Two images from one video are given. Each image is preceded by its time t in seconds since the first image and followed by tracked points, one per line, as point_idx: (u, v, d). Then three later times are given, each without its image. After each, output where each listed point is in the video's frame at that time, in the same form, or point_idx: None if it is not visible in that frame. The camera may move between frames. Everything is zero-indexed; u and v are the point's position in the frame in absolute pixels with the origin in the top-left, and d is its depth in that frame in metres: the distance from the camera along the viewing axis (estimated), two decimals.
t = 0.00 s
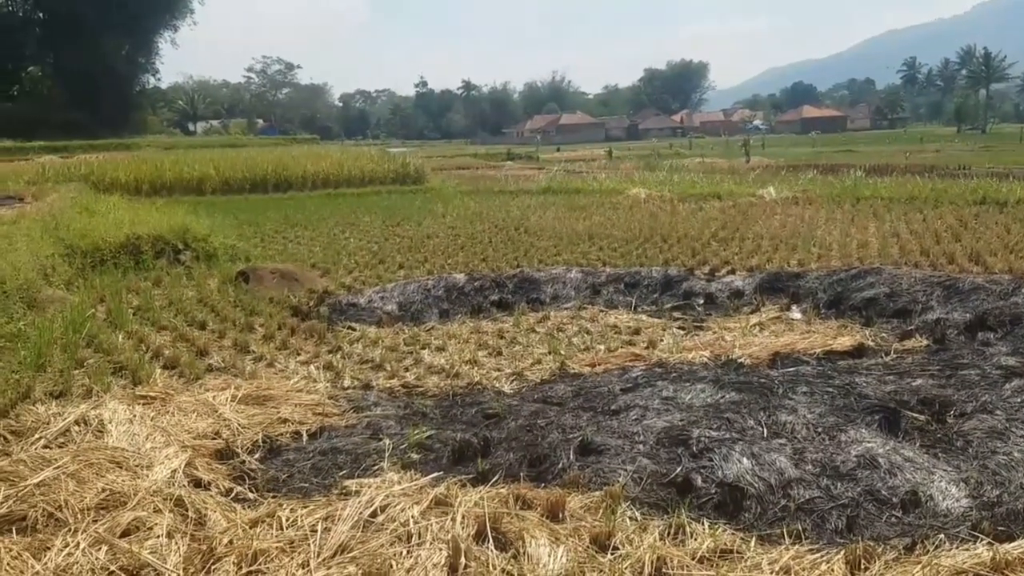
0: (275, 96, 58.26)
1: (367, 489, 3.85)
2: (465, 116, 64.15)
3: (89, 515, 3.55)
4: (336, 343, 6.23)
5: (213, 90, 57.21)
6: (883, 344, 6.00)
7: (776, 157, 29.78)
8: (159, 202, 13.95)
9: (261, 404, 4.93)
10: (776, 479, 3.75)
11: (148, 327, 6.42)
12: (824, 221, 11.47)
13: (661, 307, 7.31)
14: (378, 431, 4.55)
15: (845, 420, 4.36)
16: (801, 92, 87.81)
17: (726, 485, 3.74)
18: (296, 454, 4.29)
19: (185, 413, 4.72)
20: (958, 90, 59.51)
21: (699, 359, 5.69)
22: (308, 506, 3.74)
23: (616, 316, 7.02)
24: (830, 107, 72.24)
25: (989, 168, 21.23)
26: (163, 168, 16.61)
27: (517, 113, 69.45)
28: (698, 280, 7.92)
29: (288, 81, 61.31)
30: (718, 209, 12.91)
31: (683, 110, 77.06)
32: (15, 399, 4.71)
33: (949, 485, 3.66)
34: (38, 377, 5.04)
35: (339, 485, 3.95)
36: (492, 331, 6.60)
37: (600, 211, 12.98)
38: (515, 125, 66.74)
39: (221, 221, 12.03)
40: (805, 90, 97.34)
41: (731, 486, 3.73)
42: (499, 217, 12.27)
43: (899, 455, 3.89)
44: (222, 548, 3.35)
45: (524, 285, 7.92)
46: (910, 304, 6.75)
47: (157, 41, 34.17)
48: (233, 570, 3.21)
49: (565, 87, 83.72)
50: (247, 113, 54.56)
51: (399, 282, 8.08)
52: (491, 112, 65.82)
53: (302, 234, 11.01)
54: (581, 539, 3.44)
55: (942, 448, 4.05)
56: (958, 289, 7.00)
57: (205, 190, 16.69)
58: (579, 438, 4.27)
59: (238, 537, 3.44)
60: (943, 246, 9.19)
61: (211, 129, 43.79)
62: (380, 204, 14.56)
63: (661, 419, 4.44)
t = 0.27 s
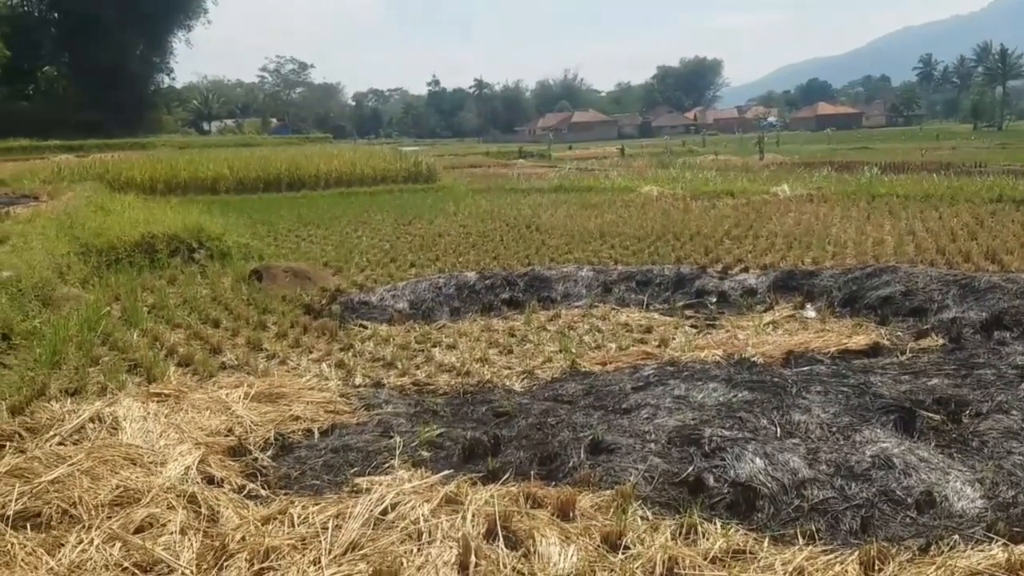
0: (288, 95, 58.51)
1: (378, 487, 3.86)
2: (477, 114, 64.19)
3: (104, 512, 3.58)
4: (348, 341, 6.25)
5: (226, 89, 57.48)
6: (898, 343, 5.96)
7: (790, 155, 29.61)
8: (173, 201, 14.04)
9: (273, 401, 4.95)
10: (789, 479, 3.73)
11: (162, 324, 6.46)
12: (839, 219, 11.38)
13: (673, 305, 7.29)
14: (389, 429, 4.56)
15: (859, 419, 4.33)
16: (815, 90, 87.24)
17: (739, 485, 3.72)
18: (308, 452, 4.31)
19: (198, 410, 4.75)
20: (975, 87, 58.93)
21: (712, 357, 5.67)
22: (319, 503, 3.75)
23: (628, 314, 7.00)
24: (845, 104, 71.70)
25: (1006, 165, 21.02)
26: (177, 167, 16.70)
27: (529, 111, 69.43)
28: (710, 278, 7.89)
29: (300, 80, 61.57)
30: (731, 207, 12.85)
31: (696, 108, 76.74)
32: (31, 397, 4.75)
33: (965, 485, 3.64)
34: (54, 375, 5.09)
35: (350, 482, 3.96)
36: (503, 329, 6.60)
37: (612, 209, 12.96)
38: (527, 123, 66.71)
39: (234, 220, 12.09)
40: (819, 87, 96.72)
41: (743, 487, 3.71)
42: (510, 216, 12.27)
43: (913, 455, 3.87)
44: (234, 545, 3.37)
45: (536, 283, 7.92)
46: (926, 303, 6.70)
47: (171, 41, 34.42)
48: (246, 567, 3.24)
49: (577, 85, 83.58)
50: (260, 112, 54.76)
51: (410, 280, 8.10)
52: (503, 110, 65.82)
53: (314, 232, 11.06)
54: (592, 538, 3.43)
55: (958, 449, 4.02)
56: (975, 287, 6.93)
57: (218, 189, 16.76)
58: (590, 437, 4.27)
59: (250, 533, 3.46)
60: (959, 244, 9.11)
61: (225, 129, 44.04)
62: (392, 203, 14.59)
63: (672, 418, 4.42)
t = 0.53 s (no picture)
0: (300, 94, 58.72)
1: (387, 486, 3.87)
2: (489, 113, 64.19)
3: (116, 509, 3.61)
4: (359, 341, 6.27)
5: (240, 89, 57.80)
6: (913, 343, 5.91)
7: (805, 153, 29.42)
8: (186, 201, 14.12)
9: (284, 400, 4.98)
10: (802, 480, 3.71)
11: (175, 323, 6.51)
12: (854, 218, 11.30)
13: (685, 305, 7.27)
14: (399, 428, 4.57)
15: (874, 421, 4.31)
16: (830, 87, 86.64)
17: (751, 486, 3.71)
18: (318, 450, 4.33)
19: (210, 408, 4.78)
20: (992, 85, 58.33)
21: (724, 358, 5.65)
22: (329, 502, 3.77)
23: (639, 314, 6.98)
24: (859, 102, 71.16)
25: None
26: (190, 167, 16.80)
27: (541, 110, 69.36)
28: (723, 278, 7.86)
29: (313, 79, 61.79)
30: (744, 206, 12.79)
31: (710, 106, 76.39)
32: (45, 394, 4.80)
33: (980, 487, 3.61)
34: (68, 373, 5.14)
35: (359, 482, 3.97)
36: (513, 329, 6.60)
37: (624, 208, 12.92)
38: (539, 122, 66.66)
39: (246, 219, 12.15)
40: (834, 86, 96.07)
41: (755, 488, 3.69)
42: (521, 215, 12.27)
43: (928, 457, 3.84)
44: (245, 543, 3.39)
45: (547, 282, 7.91)
46: (942, 303, 6.65)
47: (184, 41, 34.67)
48: (256, 565, 3.26)
49: (589, 84, 83.42)
50: (273, 112, 55.01)
51: (421, 279, 8.11)
52: (515, 109, 65.80)
53: (326, 231, 11.10)
54: (602, 539, 3.43)
55: (973, 451, 3.99)
56: (992, 287, 6.86)
57: (232, 189, 16.86)
58: (601, 437, 4.26)
59: (260, 531, 3.48)
60: (975, 243, 9.02)
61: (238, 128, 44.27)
62: (404, 202, 14.62)
63: (684, 419, 4.41)
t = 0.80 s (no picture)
0: (313, 94, 58.95)
1: (395, 486, 3.88)
2: (501, 113, 64.20)
3: (126, 506, 3.65)
4: (368, 341, 6.30)
5: (253, 90, 58.12)
6: (926, 347, 5.88)
7: (819, 155, 29.26)
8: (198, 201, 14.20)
9: (293, 400, 5.01)
10: (813, 485, 3.70)
11: (186, 322, 6.56)
12: (867, 221, 11.24)
13: (696, 307, 7.25)
14: (407, 429, 4.59)
15: (885, 425, 4.29)
16: (846, 89, 86.06)
17: (761, 490, 3.70)
18: (326, 450, 4.35)
19: (221, 407, 4.81)
20: (1009, 87, 57.83)
21: (733, 360, 5.63)
22: (337, 501, 3.79)
23: (649, 315, 6.98)
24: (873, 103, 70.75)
25: None
26: (203, 167, 16.91)
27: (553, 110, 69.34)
28: (734, 280, 7.83)
29: (325, 80, 62.07)
30: (756, 208, 12.75)
31: (723, 107, 76.12)
32: (58, 392, 4.85)
33: (992, 493, 3.60)
34: (80, 371, 5.19)
35: (367, 481, 3.99)
36: (523, 330, 6.61)
37: (635, 209, 12.91)
38: (550, 123, 66.62)
39: (258, 219, 12.22)
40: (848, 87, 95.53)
41: (766, 492, 3.69)
42: (532, 216, 12.27)
43: (941, 462, 3.83)
44: (254, 542, 3.42)
45: (557, 283, 7.91)
46: (956, 307, 6.61)
47: (198, 41, 34.89)
48: (264, 564, 3.28)
49: (602, 85, 83.29)
50: (286, 112, 55.28)
51: (431, 280, 8.14)
52: (527, 109, 65.80)
53: (337, 232, 11.15)
54: (610, 542, 3.43)
55: (986, 457, 3.97)
56: (1006, 291, 6.81)
57: (243, 189, 16.95)
58: (610, 439, 4.27)
59: (269, 530, 3.51)
60: (990, 247, 8.95)
61: (251, 128, 44.48)
62: (415, 202, 14.65)
63: (693, 422, 4.40)
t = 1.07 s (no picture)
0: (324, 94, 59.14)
1: (403, 488, 3.89)
2: (512, 114, 64.20)
3: (136, 504, 3.66)
4: (378, 341, 6.31)
5: (265, 90, 58.36)
6: (938, 352, 5.84)
7: (832, 158, 29.10)
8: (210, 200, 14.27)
9: (303, 400, 5.02)
10: (824, 490, 3.68)
11: (198, 321, 6.58)
12: (880, 225, 11.17)
13: (707, 310, 7.23)
14: (416, 430, 4.59)
15: (897, 430, 4.26)
16: (859, 91, 85.58)
17: (772, 496, 3.68)
18: (336, 450, 4.36)
19: (231, 406, 4.83)
20: None
21: (744, 364, 5.61)
22: (345, 502, 3.79)
23: (660, 318, 6.96)
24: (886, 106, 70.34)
25: None
26: (215, 167, 17.00)
27: (564, 112, 69.29)
28: (746, 283, 7.80)
29: (337, 80, 62.28)
30: (769, 211, 12.69)
31: (734, 109, 75.83)
32: (69, 390, 4.88)
33: (1005, 500, 3.57)
34: (92, 369, 5.22)
35: (376, 482, 4.00)
36: (532, 331, 6.60)
37: (646, 211, 12.87)
38: (561, 124, 66.58)
39: (270, 219, 12.26)
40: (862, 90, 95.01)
41: (776, 497, 3.67)
42: (543, 217, 12.27)
43: (952, 469, 3.80)
44: (262, 541, 3.43)
45: (567, 285, 7.90)
46: (969, 312, 6.56)
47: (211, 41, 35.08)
48: (272, 563, 3.29)
49: (613, 86, 83.16)
50: (298, 112, 55.47)
51: (441, 280, 8.14)
52: (538, 110, 65.77)
53: (347, 232, 11.18)
54: (619, 546, 3.42)
55: (999, 464, 3.94)
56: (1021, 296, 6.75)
57: (255, 189, 17.02)
58: (619, 443, 4.26)
59: (277, 530, 3.51)
60: (1005, 252, 8.88)
61: (263, 128, 44.66)
62: (426, 202, 14.67)
63: (704, 426, 4.38)
